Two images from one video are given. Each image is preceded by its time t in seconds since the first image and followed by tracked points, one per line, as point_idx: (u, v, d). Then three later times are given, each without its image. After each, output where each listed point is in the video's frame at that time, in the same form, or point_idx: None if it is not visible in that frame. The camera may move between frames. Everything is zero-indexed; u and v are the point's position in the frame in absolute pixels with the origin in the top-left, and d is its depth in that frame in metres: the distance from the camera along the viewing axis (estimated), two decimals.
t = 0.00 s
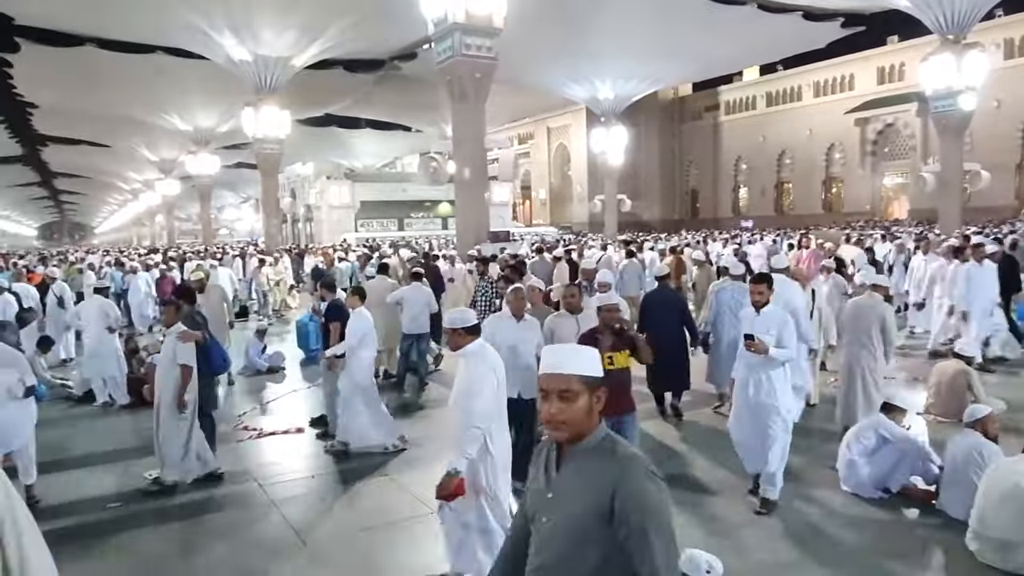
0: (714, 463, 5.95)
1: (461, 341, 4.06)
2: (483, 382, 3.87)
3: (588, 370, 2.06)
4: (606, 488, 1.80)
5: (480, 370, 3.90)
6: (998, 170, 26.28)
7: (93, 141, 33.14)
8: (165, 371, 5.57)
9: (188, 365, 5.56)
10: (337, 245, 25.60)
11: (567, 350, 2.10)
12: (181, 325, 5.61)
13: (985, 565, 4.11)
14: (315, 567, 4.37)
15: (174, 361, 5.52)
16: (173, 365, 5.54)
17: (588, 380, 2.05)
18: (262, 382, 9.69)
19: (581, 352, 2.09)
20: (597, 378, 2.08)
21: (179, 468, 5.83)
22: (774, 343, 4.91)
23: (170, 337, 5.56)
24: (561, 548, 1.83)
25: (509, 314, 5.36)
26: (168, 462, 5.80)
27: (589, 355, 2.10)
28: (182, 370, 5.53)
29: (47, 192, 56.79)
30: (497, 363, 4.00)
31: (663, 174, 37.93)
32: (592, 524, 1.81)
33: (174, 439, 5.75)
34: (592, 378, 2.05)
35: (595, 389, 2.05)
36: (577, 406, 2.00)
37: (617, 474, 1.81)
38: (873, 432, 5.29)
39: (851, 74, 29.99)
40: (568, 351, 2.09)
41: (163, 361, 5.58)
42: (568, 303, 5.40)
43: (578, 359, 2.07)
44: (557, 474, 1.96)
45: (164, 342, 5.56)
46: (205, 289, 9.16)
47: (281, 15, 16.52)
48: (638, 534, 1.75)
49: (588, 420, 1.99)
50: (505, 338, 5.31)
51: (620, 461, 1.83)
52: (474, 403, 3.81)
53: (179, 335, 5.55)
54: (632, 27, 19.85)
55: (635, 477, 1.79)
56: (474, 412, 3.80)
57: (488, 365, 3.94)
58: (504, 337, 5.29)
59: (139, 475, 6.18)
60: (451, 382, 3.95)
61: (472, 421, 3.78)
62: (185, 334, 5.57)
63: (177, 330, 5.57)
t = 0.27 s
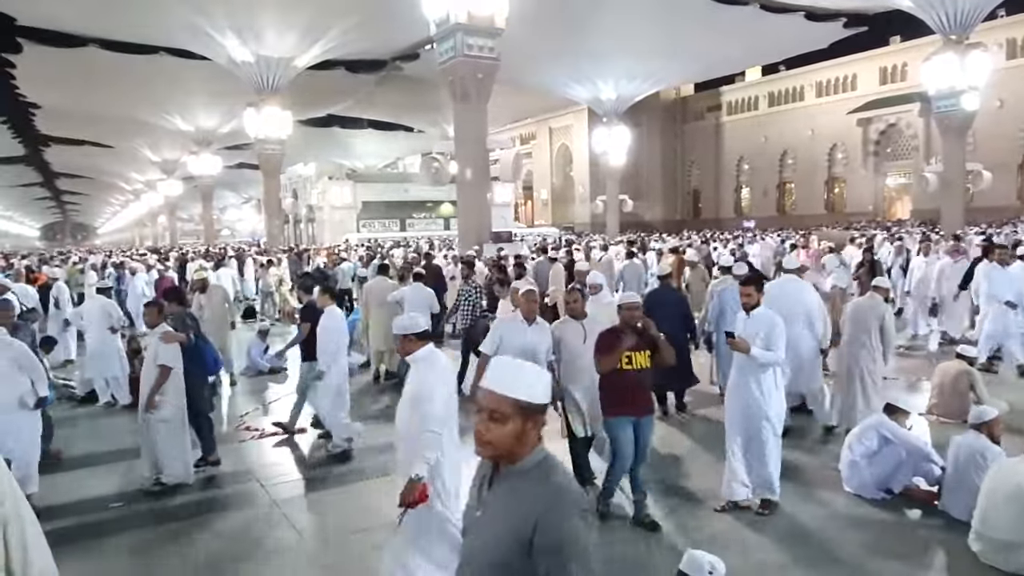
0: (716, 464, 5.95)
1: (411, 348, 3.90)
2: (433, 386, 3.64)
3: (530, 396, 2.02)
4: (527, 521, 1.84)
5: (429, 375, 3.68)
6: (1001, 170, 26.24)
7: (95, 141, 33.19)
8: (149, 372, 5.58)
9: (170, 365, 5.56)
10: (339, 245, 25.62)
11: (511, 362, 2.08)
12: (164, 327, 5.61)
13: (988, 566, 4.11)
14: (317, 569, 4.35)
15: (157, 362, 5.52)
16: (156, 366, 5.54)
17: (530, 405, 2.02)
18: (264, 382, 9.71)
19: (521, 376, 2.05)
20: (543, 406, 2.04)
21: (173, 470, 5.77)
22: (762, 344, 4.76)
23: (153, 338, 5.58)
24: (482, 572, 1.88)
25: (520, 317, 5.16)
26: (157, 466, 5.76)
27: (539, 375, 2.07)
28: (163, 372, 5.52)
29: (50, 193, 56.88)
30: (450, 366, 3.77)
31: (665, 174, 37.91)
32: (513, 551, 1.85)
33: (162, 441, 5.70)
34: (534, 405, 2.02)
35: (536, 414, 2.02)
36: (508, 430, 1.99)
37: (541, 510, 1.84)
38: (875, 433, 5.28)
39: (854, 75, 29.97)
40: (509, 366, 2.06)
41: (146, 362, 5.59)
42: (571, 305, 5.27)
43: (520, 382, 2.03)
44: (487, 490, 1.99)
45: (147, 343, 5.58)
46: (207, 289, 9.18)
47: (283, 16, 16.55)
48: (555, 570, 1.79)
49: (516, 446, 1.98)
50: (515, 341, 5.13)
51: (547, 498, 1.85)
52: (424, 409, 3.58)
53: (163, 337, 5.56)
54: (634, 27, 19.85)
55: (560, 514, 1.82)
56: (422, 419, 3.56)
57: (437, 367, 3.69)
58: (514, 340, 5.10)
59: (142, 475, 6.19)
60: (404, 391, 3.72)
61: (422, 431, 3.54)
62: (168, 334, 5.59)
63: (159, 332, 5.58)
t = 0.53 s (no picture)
0: (720, 463, 5.95)
1: (368, 344, 3.94)
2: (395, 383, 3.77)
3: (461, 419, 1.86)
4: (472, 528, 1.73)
5: (389, 372, 3.78)
6: (1008, 172, 26.15)
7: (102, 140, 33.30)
8: (140, 371, 5.56)
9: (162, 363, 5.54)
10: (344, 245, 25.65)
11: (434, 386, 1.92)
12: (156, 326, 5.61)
13: (994, 569, 4.09)
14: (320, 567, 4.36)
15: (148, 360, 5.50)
16: (148, 364, 5.52)
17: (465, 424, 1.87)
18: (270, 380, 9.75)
19: (446, 401, 1.88)
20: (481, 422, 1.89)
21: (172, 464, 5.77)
22: (753, 346, 4.70)
23: (145, 337, 5.58)
24: None
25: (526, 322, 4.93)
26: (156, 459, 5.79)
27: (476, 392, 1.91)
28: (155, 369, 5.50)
29: (56, 191, 57.11)
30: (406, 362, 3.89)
31: (670, 175, 37.87)
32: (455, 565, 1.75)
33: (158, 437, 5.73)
34: (469, 426, 1.87)
35: (476, 433, 1.88)
36: (446, 453, 1.86)
37: (488, 514, 1.74)
38: (880, 434, 5.25)
39: (860, 75, 29.88)
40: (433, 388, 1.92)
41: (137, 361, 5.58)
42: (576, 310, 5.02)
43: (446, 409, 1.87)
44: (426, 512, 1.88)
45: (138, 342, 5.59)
46: (212, 287, 9.20)
47: (289, 16, 16.60)
48: None
49: (456, 466, 1.85)
50: (524, 347, 4.87)
51: (490, 505, 1.75)
52: (388, 404, 3.71)
53: (155, 335, 5.56)
54: (640, 28, 19.85)
55: (506, 523, 1.73)
56: (387, 413, 3.71)
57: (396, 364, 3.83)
58: (523, 345, 4.85)
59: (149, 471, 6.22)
60: (367, 390, 3.75)
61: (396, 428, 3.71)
62: (159, 333, 5.58)
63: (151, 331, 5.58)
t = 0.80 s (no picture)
0: (732, 462, 5.94)
1: (327, 354, 4.09)
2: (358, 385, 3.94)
3: (398, 439, 1.79)
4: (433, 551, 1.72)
5: (351, 376, 3.96)
6: None
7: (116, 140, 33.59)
8: (148, 370, 5.54)
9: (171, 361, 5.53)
10: (355, 243, 25.73)
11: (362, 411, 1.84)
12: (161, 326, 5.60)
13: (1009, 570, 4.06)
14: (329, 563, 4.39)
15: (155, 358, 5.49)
16: (158, 363, 5.50)
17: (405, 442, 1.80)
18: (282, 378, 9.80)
19: (381, 420, 1.79)
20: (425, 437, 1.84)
21: (172, 465, 5.74)
22: (758, 347, 4.70)
23: (151, 336, 5.55)
24: None
25: (540, 324, 4.91)
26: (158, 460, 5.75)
27: (412, 408, 1.85)
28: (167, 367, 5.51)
29: (72, 190, 57.64)
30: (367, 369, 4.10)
31: (682, 173, 37.75)
32: None
33: (167, 435, 5.71)
34: (410, 445, 1.80)
35: (418, 451, 1.82)
36: (388, 475, 1.79)
37: (450, 528, 1.73)
38: (894, 434, 5.21)
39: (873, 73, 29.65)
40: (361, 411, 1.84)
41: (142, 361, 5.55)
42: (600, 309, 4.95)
43: (379, 430, 1.78)
44: (375, 535, 1.82)
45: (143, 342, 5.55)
46: (225, 285, 9.26)
47: (301, 15, 16.67)
48: None
49: (400, 487, 1.80)
50: (540, 351, 4.85)
51: (449, 522, 1.74)
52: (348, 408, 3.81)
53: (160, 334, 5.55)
54: (651, 26, 19.81)
55: (468, 535, 1.73)
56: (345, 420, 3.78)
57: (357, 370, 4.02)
58: (537, 348, 4.85)
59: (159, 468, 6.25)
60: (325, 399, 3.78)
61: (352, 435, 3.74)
62: (165, 332, 5.58)
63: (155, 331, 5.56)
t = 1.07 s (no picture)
0: (754, 464, 5.88)
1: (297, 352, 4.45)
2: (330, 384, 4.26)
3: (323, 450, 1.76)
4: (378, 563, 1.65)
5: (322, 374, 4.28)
6: None
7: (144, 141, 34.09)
8: (168, 371, 5.55)
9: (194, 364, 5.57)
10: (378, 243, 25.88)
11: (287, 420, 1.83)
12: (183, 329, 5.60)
13: None
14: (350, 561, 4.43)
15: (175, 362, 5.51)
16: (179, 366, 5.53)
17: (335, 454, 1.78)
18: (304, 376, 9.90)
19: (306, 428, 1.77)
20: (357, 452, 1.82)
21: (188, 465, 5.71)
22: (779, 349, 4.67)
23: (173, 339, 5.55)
24: None
25: (567, 327, 4.77)
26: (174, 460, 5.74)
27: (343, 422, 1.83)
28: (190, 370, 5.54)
29: (100, 190, 58.60)
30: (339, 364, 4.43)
31: (705, 173, 37.49)
32: None
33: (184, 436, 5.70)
34: (335, 458, 1.77)
35: (350, 461, 1.80)
36: (316, 490, 1.76)
37: (392, 539, 1.68)
38: (921, 437, 5.14)
39: (900, 71, 29.21)
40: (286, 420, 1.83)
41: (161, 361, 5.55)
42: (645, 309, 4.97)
43: (302, 441, 1.76)
44: (309, 552, 1.76)
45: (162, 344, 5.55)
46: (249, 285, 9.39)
47: (325, 17, 16.80)
48: None
49: (329, 501, 1.76)
50: (567, 353, 4.72)
51: (389, 534, 1.68)
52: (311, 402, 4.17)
53: (183, 337, 5.55)
54: (674, 25, 19.71)
55: (409, 542, 1.69)
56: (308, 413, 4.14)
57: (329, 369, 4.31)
58: (565, 350, 4.70)
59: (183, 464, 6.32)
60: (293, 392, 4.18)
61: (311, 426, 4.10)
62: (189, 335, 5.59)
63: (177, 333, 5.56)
